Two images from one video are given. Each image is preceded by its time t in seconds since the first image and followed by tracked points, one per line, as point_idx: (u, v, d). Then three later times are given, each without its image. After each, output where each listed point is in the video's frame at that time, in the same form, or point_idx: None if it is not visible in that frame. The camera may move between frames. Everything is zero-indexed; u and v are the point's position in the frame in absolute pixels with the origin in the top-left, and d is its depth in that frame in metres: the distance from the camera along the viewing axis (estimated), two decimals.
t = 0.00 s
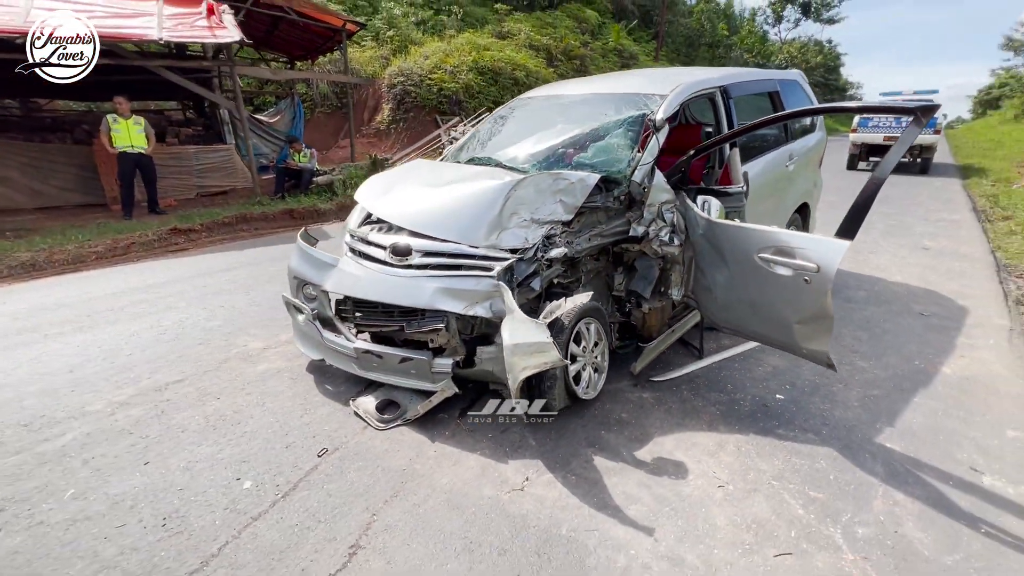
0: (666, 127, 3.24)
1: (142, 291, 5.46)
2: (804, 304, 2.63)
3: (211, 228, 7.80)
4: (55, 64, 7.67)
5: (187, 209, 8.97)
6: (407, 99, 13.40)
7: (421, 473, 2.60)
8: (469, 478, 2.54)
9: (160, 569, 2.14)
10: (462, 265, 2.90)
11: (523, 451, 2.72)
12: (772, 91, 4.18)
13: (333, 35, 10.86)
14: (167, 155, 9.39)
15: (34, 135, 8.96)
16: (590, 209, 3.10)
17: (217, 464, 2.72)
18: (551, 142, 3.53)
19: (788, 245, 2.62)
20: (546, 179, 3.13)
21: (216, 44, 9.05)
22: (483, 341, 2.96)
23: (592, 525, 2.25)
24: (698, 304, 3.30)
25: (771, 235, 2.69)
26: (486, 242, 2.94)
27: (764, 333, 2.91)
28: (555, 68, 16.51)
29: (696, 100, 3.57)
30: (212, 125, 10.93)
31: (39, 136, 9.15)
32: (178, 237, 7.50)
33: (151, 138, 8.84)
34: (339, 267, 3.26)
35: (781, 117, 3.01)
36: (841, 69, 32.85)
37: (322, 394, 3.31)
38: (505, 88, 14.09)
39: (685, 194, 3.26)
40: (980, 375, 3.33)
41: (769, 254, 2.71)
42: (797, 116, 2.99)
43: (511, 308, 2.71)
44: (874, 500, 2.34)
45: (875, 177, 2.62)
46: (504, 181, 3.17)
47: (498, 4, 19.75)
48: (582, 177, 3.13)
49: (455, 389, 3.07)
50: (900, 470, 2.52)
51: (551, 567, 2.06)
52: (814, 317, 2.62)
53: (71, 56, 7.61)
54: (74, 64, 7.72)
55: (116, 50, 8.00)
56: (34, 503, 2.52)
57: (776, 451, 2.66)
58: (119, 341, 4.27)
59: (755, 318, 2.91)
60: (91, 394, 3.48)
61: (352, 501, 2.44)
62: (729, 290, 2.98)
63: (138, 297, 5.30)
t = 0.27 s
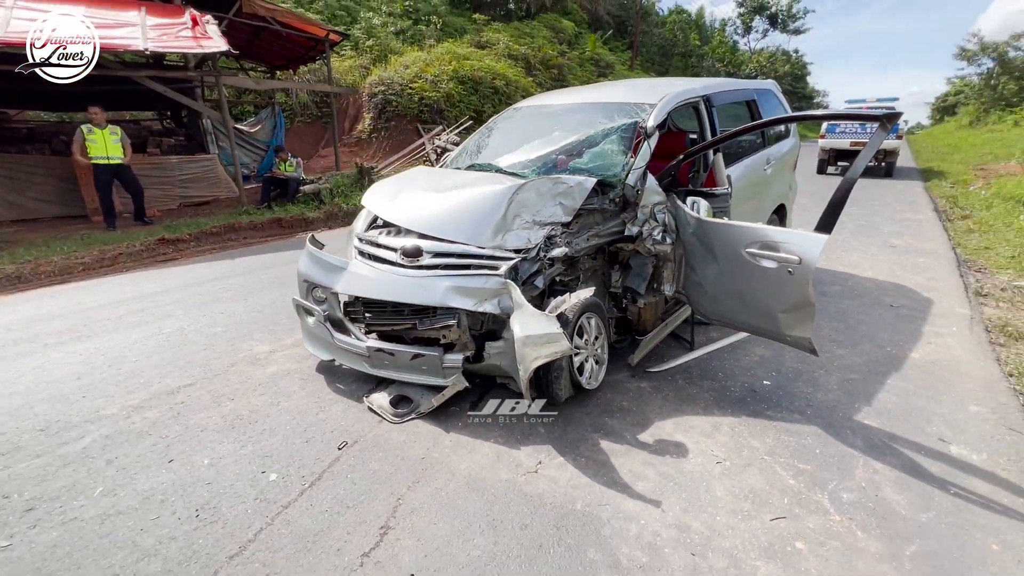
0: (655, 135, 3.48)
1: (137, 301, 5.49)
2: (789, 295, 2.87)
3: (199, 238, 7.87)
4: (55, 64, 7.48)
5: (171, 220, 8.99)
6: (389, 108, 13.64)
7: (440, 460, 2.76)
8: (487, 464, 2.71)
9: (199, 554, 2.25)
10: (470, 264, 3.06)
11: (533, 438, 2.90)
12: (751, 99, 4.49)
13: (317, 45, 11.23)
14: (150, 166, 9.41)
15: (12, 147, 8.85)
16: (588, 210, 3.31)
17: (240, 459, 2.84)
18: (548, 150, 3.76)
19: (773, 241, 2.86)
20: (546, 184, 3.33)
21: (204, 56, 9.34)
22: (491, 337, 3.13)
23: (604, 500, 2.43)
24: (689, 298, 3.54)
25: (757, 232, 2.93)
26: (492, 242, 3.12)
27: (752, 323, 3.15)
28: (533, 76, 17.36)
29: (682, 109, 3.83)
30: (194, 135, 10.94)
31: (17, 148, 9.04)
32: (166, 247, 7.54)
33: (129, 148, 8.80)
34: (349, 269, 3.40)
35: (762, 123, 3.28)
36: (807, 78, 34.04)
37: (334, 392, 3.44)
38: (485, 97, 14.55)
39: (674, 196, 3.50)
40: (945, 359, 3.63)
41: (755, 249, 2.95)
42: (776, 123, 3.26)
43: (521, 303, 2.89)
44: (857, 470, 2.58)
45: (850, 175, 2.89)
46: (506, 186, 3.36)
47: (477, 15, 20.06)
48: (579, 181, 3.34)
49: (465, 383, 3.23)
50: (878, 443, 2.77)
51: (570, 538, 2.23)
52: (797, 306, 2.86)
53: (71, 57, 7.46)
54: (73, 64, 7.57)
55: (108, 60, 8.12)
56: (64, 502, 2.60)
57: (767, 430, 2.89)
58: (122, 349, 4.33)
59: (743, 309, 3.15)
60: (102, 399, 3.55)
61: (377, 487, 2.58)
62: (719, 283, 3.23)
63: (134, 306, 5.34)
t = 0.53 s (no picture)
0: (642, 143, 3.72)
1: (134, 311, 5.54)
2: (770, 289, 3.13)
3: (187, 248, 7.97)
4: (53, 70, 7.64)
5: (156, 231, 9.09)
6: (371, 118, 13.84)
7: (453, 451, 2.93)
8: (498, 453, 2.88)
9: (233, 542, 2.39)
10: (475, 266, 3.25)
11: (539, 428, 3.09)
12: (729, 109, 4.79)
13: (299, 55, 11.66)
14: (133, 179, 9.41)
15: None
16: (583, 215, 3.53)
17: (261, 456, 2.97)
18: (539, 157, 3.99)
19: (756, 240, 3.12)
20: (543, 190, 3.54)
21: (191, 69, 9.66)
22: (496, 334, 3.32)
23: (609, 480, 2.63)
24: (678, 295, 3.78)
25: (741, 232, 3.18)
26: (494, 245, 3.31)
27: (738, 317, 3.41)
28: (514, 85, 18.18)
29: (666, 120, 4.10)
30: (176, 146, 11.03)
31: None
32: (154, 259, 7.60)
33: (112, 162, 8.73)
34: (357, 273, 3.56)
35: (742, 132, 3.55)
36: (776, 88, 35.16)
37: (344, 392, 3.59)
38: (466, 106, 14.98)
39: (662, 200, 3.74)
40: (912, 347, 3.94)
41: (739, 248, 3.21)
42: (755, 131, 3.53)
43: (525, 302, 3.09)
44: (837, 446, 2.83)
45: (823, 179, 3.16)
46: (506, 192, 3.56)
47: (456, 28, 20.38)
48: (574, 187, 3.55)
49: (472, 379, 3.40)
50: (854, 422, 3.03)
51: (582, 514, 2.42)
52: (779, 299, 3.12)
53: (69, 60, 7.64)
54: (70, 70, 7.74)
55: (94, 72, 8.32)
56: (93, 500, 2.71)
57: (755, 414, 3.13)
58: (126, 358, 4.41)
59: (729, 303, 3.40)
60: (114, 406, 3.64)
61: (395, 477, 2.74)
62: (707, 281, 3.47)
63: (132, 317, 5.40)
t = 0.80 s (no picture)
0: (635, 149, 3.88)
1: (128, 321, 5.54)
2: (760, 286, 3.30)
3: (175, 257, 8.03)
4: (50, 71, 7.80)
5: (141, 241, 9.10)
6: (355, 126, 14.08)
7: (462, 447, 3.02)
8: (505, 448, 2.98)
9: (253, 537, 2.45)
10: (479, 268, 3.36)
11: (544, 424, 3.20)
12: (715, 117, 5.01)
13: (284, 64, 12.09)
14: (117, 189, 9.46)
15: None
16: (580, 218, 3.66)
17: (273, 456, 3.02)
18: (530, 164, 4.15)
19: (746, 239, 3.28)
20: (542, 195, 3.66)
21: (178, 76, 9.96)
22: (499, 335, 3.42)
23: (615, 471, 2.75)
24: (672, 294, 3.93)
25: (732, 232, 3.34)
26: (495, 248, 3.43)
27: (730, 313, 3.57)
28: (496, 94, 18.50)
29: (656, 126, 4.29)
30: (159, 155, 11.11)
31: None
32: (141, 268, 7.63)
33: (98, 172, 8.65)
34: (360, 276, 3.63)
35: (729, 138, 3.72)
36: (751, 96, 36.05)
37: (349, 394, 3.66)
38: (450, 114, 15.35)
39: (655, 203, 3.89)
40: (891, 340, 4.15)
41: (731, 247, 3.37)
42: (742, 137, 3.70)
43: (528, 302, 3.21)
44: (827, 434, 2.99)
45: (808, 181, 3.34)
46: (506, 197, 3.68)
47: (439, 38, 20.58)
48: (571, 191, 3.68)
49: (476, 379, 3.50)
50: (842, 411, 3.20)
51: (591, 502, 2.53)
52: (769, 296, 3.28)
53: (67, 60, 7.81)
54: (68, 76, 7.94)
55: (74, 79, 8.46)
56: (107, 503, 2.74)
57: (748, 406, 3.28)
58: (125, 366, 4.42)
59: (722, 301, 3.56)
60: (118, 413, 3.66)
61: (408, 472, 2.82)
62: (700, 279, 3.63)
63: (126, 326, 5.40)
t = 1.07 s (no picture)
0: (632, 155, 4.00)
1: (122, 332, 5.51)
2: (756, 285, 3.43)
3: (163, 267, 8.12)
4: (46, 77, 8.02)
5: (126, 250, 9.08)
6: (341, 135, 14.33)
7: (473, 446, 3.07)
8: (516, 446, 3.04)
9: (273, 538, 2.47)
10: (485, 271, 3.43)
11: (552, 423, 3.27)
12: (704, 124, 5.19)
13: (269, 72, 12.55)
14: (99, 198, 9.39)
15: None
16: (581, 222, 3.76)
17: (285, 460, 3.04)
18: (527, 170, 4.28)
19: (743, 240, 3.42)
20: (544, 199, 3.75)
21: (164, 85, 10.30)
22: (505, 336, 3.49)
23: (625, 465, 2.83)
24: (670, 294, 4.06)
25: (729, 234, 3.48)
26: (499, 250, 3.50)
27: (727, 311, 3.69)
28: (481, 102, 18.76)
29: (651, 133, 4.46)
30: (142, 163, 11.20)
31: None
32: (128, 278, 7.67)
33: (81, 182, 8.53)
34: (366, 281, 3.68)
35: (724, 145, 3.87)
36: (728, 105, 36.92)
37: (356, 398, 3.70)
38: (435, 123, 15.76)
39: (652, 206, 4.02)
40: (877, 336, 4.33)
41: (728, 247, 3.50)
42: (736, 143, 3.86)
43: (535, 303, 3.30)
44: (825, 425, 3.11)
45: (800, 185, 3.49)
46: (509, 202, 3.77)
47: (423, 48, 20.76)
48: (572, 196, 3.78)
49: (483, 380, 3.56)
50: (836, 404, 3.34)
51: (605, 495, 2.61)
52: (765, 293, 3.42)
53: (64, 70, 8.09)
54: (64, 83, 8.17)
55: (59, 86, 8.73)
56: (121, 510, 2.74)
57: (748, 400, 3.40)
58: (124, 376, 4.40)
59: (719, 299, 3.68)
60: (121, 423, 3.64)
61: (422, 471, 2.87)
62: (698, 279, 3.76)
63: (121, 337, 5.37)
